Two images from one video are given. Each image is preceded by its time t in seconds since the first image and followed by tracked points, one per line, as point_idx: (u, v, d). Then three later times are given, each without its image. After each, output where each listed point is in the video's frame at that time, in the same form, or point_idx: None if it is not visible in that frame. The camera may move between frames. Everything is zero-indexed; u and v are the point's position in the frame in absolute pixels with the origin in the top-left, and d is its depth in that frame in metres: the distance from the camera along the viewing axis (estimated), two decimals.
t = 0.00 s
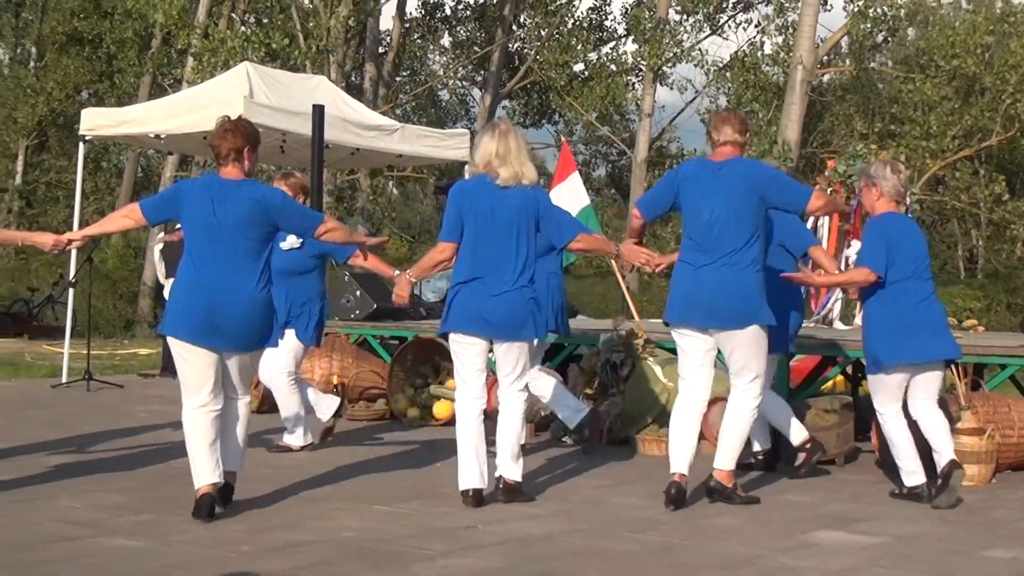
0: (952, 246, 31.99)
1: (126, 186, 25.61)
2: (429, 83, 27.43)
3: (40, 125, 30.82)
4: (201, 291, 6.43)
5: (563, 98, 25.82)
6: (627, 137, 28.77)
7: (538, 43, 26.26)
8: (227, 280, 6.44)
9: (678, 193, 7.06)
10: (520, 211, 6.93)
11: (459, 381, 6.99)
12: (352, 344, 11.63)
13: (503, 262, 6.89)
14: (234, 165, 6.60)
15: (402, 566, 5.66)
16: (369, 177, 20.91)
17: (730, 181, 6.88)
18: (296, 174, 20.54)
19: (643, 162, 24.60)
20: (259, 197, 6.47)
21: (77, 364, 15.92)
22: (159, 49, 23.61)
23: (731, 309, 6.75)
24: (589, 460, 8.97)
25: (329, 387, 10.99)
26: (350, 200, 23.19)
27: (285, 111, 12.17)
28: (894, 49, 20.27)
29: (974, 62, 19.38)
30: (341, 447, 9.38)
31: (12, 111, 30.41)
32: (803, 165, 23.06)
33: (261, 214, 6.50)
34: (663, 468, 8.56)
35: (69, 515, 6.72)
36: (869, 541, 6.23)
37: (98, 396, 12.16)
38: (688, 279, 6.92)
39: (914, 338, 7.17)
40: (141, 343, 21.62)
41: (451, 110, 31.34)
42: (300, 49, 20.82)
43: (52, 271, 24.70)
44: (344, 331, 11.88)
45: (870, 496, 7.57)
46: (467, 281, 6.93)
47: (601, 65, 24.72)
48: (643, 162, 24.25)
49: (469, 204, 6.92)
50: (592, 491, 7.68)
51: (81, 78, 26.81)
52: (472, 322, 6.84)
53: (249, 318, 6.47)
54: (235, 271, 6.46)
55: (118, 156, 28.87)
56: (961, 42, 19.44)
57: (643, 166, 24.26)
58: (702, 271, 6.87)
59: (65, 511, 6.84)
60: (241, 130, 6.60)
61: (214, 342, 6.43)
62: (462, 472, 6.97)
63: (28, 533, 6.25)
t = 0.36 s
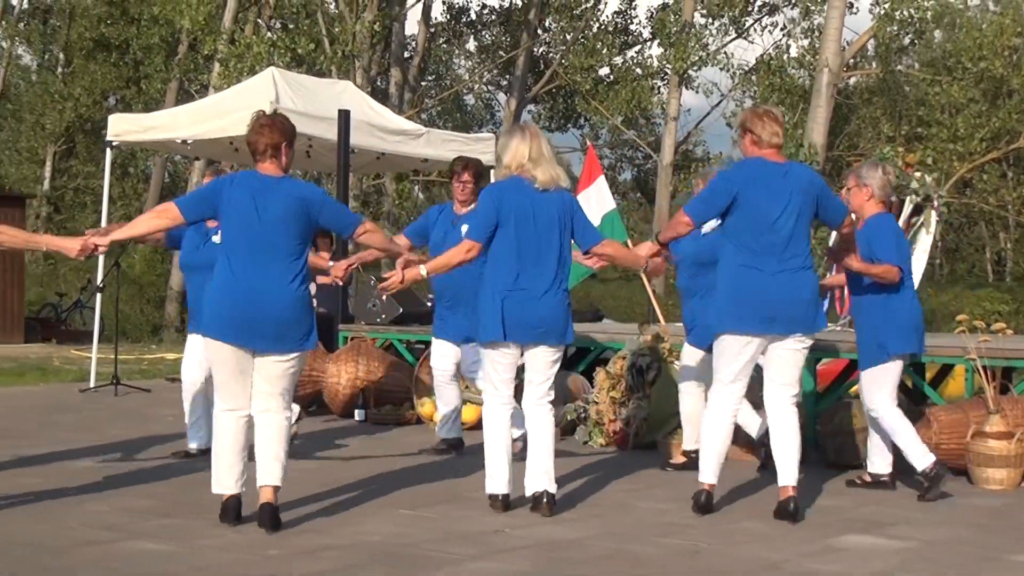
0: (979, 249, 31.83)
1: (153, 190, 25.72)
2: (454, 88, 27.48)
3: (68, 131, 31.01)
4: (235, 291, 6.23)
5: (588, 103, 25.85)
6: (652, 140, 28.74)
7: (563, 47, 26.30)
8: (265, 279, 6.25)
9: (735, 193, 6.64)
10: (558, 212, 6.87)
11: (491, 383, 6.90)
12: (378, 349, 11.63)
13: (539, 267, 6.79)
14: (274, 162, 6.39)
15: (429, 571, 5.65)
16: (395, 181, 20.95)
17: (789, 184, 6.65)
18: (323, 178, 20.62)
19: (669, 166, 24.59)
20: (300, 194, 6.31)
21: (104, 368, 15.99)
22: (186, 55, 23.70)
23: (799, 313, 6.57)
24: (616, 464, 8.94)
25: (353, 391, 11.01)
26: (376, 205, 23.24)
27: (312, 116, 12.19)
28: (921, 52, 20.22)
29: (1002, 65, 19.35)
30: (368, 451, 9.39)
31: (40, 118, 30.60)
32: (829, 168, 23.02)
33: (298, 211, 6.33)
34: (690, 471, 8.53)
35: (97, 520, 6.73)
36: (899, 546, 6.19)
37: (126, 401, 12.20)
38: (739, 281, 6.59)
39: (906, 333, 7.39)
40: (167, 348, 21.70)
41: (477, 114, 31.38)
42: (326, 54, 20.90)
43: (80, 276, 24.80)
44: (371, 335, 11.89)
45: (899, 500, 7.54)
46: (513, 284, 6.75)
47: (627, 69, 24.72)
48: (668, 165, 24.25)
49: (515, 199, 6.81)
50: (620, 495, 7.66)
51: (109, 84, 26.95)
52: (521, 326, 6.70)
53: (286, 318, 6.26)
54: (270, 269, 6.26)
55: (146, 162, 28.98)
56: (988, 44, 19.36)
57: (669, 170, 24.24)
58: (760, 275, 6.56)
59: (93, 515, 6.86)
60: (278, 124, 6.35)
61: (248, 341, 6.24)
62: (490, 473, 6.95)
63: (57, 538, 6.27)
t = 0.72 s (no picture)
0: (1013, 250, 31.63)
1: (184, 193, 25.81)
2: (484, 90, 27.52)
3: (101, 136, 31.21)
4: (273, 294, 5.98)
5: (618, 105, 25.83)
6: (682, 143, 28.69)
7: (592, 50, 26.30)
8: (304, 280, 6.00)
9: (802, 190, 6.50)
10: (577, 213, 6.54)
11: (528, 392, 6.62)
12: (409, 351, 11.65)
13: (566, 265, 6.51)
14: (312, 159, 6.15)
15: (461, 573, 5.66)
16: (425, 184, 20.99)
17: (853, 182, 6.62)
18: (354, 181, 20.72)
19: (699, 169, 24.55)
20: (343, 195, 6.07)
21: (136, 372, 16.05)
22: (216, 60, 23.75)
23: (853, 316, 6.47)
24: (647, 466, 8.92)
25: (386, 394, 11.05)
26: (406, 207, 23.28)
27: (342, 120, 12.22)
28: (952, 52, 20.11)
29: None
30: (404, 454, 9.41)
31: (72, 124, 30.78)
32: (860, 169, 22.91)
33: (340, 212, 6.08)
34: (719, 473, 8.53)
35: (130, 522, 6.77)
36: (933, 550, 6.17)
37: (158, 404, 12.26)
38: (806, 276, 6.54)
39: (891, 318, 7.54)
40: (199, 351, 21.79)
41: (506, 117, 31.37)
42: (356, 58, 20.96)
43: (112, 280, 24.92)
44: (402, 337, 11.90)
45: (930, 503, 7.51)
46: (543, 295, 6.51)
47: (656, 71, 24.68)
48: (698, 167, 24.23)
49: (524, 210, 6.57)
50: (652, 498, 7.64)
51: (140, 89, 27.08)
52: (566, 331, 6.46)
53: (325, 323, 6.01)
54: (307, 271, 6.01)
55: (176, 164, 29.13)
56: (1021, 45, 19.23)
57: (699, 173, 24.27)
58: (830, 271, 6.52)
59: (128, 518, 6.89)
60: (321, 121, 6.14)
61: (291, 347, 5.99)
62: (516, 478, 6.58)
63: (94, 540, 6.30)
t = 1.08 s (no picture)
0: None
1: (216, 194, 25.91)
2: (514, 90, 27.56)
3: (132, 138, 31.35)
4: (329, 297, 5.77)
5: (648, 103, 25.79)
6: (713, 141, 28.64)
7: (622, 48, 26.28)
8: (359, 284, 5.78)
9: (877, 183, 6.43)
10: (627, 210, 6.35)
11: (553, 392, 6.44)
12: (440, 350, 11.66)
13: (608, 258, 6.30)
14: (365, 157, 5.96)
15: (493, 572, 5.67)
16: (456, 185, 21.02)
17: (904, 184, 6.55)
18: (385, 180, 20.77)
19: (730, 167, 24.50)
20: (399, 190, 5.86)
21: (170, 372, 16.15)
22: (247, 60, 23.84)
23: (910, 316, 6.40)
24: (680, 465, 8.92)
25: (417, 394, 11.10)
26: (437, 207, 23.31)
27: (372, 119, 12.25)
28: (985, 47, 20.00)
29: None
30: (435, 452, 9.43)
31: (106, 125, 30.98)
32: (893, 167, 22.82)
33: (398, 210, 5.87)
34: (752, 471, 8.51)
35: (164, 521, 6.80)
36: (967, 548, 6.14)
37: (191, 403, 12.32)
38: (872, 271, 6.45)
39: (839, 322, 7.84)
40: (231, 351, 21.90)
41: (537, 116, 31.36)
42: (386, 58, 21.02)
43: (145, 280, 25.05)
44: (434, 336, 11.92)
45: (965, 501, 7.47)
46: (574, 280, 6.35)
47: (687, 69, 24.62)
48: (729, 165, 24.17)
49: (565, 204, 6.41)
50: (684, 496, 7.64)
51: (172, 90, 27.21)
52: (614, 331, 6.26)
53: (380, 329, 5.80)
54: (365, 272, 5.79)
55: (208, 165, 29.26)
56: None
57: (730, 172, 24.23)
58: (896, 271, 6.43)
59: (162, 517, 6.93)
60: (373, 113, 5.93)
61: (350, 353, 5.79)
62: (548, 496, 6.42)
63: (128, 538, 6.33)
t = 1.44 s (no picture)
0: None
1: (253, 187, 26.01)
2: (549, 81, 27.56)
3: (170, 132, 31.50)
4: (425, 294, 5.54)
5: (683, 94, 25.72)
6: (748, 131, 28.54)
7: (657, 39, 26.22)
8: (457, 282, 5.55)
9: (932, 177, 6.65)
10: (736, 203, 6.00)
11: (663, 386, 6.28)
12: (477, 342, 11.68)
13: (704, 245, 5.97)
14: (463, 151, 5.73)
15: (531, 562, 5.68)
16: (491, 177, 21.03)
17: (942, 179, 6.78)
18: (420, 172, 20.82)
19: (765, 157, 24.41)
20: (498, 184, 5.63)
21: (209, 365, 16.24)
22: (283, 54, 23.91)
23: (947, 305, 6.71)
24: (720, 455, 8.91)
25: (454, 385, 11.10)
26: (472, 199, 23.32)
27: (407, 112, 12.27)
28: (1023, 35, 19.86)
29: None
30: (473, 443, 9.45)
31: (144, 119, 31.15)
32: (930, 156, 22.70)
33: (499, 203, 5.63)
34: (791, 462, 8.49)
35: (204, 513, 6.84)
36: (1007, 539, 6.10)
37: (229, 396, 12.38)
38: (916, 271, 6.74)
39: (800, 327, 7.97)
40: (268, 343, 21.99)
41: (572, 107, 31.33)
42: (420, 51, 21.05)
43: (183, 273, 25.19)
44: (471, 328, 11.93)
45: (1005, 492, 7.42)
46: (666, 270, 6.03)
47: (722, 60, 24.51)
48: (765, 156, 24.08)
49: (661, 192, 6.10)
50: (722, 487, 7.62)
51: (208, 84, 27.33)
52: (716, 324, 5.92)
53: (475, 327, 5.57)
54: (461, 272, 5.56)
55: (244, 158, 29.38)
56: None
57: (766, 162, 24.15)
58: (938, 268, 6.75)
59: (201, 509, 6.97)
60: (472, 105, 5.71)
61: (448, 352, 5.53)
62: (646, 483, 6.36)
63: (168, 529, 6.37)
